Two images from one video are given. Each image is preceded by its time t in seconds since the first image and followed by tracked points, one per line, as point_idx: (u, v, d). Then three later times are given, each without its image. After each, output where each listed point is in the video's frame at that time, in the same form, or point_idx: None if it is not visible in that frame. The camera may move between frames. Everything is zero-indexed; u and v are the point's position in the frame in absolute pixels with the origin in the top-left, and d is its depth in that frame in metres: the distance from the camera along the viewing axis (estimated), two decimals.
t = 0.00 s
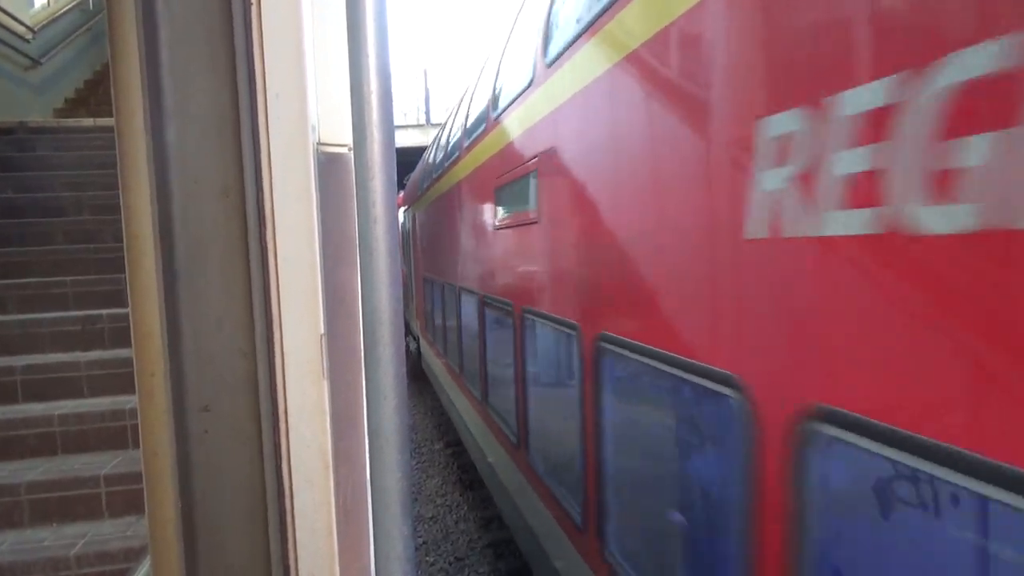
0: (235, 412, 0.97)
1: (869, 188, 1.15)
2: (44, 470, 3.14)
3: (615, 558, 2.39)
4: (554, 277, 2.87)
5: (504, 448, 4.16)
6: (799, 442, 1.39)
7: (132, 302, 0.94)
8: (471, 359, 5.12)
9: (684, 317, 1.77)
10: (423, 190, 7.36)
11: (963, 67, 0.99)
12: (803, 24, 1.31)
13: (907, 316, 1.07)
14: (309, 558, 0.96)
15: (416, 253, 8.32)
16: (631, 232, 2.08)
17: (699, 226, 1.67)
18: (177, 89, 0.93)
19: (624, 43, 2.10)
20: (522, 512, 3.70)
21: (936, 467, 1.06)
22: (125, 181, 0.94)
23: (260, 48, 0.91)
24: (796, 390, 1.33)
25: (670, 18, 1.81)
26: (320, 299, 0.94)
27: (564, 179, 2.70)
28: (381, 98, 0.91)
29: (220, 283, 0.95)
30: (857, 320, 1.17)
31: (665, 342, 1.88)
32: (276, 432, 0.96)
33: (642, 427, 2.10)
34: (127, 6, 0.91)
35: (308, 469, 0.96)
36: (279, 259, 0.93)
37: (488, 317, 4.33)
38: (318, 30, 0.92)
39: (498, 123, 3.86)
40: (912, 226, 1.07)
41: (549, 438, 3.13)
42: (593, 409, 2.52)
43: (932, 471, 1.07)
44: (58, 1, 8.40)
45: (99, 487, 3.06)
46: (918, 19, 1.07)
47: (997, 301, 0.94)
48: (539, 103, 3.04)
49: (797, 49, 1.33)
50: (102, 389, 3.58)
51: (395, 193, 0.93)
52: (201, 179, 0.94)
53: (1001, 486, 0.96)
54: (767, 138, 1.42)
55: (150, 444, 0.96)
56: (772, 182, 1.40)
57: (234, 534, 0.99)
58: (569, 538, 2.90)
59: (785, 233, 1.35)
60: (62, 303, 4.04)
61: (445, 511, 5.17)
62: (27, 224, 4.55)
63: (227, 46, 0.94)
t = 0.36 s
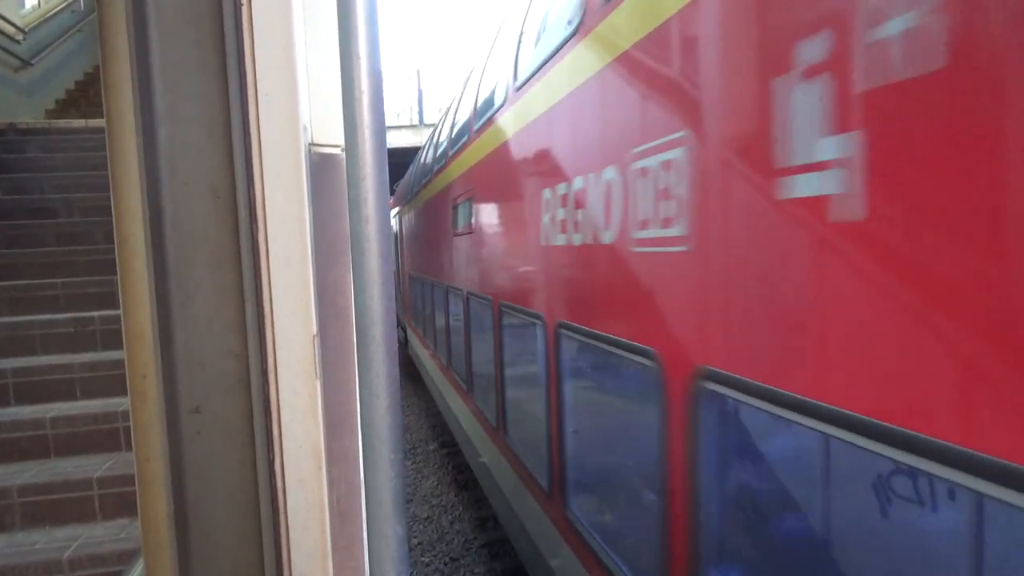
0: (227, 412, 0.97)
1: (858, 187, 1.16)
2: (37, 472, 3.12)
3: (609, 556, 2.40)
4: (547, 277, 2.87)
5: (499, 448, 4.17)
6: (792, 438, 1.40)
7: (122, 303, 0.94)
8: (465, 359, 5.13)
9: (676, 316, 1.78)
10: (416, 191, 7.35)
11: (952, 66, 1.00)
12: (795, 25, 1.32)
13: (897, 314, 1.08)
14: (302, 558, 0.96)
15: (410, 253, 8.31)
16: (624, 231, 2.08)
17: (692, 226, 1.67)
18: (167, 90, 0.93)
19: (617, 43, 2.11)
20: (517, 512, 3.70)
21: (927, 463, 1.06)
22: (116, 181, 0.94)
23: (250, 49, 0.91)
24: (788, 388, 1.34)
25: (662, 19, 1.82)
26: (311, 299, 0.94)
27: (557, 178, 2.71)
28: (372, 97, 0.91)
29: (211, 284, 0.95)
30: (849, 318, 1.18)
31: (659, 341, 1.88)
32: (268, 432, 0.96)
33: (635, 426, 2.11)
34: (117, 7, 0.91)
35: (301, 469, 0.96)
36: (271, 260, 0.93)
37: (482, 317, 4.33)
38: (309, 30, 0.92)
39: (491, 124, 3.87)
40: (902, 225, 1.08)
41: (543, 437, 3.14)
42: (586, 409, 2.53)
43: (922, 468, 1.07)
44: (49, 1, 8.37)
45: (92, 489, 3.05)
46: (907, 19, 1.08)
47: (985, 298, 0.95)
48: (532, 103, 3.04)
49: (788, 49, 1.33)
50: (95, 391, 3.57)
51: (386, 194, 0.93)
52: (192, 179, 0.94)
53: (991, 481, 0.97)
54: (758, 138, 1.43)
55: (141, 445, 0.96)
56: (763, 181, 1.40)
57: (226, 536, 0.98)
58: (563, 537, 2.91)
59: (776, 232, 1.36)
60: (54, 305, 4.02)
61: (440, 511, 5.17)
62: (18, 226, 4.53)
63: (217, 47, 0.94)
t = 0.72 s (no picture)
0: (227, 412, 0.97)
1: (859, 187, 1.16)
2: (37, 472, 3.12)
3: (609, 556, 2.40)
4: (547, 276, 2.87)
5: (499, 448, 4.17)
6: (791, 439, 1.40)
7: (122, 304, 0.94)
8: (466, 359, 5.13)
9: (677, 316, 1.78)
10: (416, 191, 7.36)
11: (952, 67, 1.00)
12: (795, 25, 1.32)
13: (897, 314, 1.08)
14: (302, 558, 0.96)
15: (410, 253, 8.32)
16: (625, 231, 2.08)
17: (692, 226, 1.67)
18: (167, 91, 0.93)
19: (617, 42, 2.11)
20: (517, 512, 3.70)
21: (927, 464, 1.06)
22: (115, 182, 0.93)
23: (250, 49, 0.91)
24: (788, 388, 1.34)
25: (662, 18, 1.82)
26: (312, 299, 0.94)
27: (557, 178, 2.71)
28: (372, 97, 0.91)
29: (211, 284, 0.95)
30: (849, 318, 1.18)
31: (658, 341, 1.89)
32: (268, 432, 0.96)
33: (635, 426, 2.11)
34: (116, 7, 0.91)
35: (301, 469, 0.96)
36: (271, 260, 0.93)
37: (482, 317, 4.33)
38: (309, 31, 0.92)
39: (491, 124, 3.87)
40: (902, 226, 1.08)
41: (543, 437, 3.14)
42: (586, 409, 2.53)
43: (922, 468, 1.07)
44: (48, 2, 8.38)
45: (92, 489, 3.05)
46: (907, 19, 1.08)
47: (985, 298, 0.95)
48: (532, 103, 3.04)
49: (788, 49, 1.33)
50: (95, 391, 3.57)
51: (386, 194, 0.93)
52: (192, 180, 0.94)
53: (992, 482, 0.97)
54: (758, 138, 1.43)
55: (141, 446, 0.96)
56: (763, 182, 1.41)
57: (227, 535, 0.98)
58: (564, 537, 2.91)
59: (776, 232, 1.36)
60: (54, 305, 4.02)
61: (439, 511, 5.18)
62: (17, 226, 4.53)
63: (217, 47, 0.94)
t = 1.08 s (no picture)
0: (228, 411, 0.97)
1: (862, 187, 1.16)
2: (37, 472, 3.12)
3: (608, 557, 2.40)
4: (547, 277, 2.88)
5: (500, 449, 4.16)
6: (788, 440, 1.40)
7: (123, 303, 0.94)
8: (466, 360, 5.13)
9: (676, 316, 1.78)
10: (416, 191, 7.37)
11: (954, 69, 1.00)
12: (795, 26, 1.32)
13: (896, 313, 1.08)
14: (302, 556, 0.96)
15: (410, 253, 8.33)
16: (624, 232, 2.08)
17: (692, 226, 1.68)
18: (168, 90, 0.93)
19: (617, 43, 2.11)
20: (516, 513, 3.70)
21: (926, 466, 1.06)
22: (116, 183, 0.94)
23: (251, 49, 0.91)
24: (786, 389, 1.34)
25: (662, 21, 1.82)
26: (312, 299, 0.94)
27: (557, 178, 2.71)
28: (373, 98, 0.92)
29: (213, 283, 0.95)
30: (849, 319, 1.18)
31: (658, 341, 1.89)
32: (269, 430, 0.96)
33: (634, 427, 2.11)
34: (119, 7, 0.91)
35: (301, 468, 0.96)
36: (272, 259, 0.93)
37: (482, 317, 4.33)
38: (308, 31, 0.92)
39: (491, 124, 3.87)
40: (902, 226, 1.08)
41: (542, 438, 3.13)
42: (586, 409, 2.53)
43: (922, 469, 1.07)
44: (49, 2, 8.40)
45: (92, 488, 3.05)
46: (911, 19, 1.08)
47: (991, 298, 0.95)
48: (532, 103, 3.05)
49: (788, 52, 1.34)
50: (95, 391, 3.57)
51: (386, 194, 0.93)
52: (193, 179, 0.94)
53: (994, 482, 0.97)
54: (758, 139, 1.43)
55: (142, 445, 0.96)
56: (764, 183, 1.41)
57: (227, 534, 0.98)
58: (564, 538, 2.91)
59: (776, 232, 1.36)
60: (54, 305, 4.02)
61: (439, 511, 5.17)
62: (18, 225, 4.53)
63: (218, 48, 0.94)
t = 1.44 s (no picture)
0: (231, 413, 0.97)
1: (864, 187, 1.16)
2: (38, 473, 3.12)
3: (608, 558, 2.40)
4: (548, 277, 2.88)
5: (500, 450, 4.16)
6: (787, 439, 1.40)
7: (128, 304, 0.94)
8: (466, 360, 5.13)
9: (677, 317, 1.78)
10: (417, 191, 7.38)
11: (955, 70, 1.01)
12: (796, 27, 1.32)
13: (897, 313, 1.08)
14: (304, 557, 0.96)
15: (410, 254, 8.33)
16: (625, 232, 2.09)
17: (693, 226, 1.68)
18: (170, 91, 0.94)
19: (618, 43, 2.11)
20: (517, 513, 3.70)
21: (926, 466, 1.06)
22: (120, 185, 0.94)
23: (254, 50, 0.91)
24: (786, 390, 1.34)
25: (664, 21, 1.82)
26: (314, 300, 0.95)
27: (557, 178, 2.72)
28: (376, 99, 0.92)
29: (216, 284, 0.95)
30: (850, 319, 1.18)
31: (659, 342, 1.89)
32: (271, 431, 0.96)
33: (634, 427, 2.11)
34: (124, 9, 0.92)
35: (304, 470, 0.96)
36: (274, 261, 0.93)
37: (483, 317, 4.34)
38: (311, 32, 0.92)
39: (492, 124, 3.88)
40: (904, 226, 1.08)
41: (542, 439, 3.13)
42: (586, 409, 2.53)
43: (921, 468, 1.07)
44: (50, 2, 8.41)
45: (93, 489, 3.05)
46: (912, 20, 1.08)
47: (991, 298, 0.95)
48: (533, 103, 3.05)
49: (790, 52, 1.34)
50: (97, 392, 3.57)
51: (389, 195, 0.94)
52: (195, 180, 0.94)
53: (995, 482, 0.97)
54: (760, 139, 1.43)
55: (146, 445, 0.97)
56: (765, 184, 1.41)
57: (229, 535, 0.99)
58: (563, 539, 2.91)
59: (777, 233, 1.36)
60: (55, 305, 4.03)
61: (440, 512, 5.17)
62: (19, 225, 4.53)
63: (221, 50, 0.94)
